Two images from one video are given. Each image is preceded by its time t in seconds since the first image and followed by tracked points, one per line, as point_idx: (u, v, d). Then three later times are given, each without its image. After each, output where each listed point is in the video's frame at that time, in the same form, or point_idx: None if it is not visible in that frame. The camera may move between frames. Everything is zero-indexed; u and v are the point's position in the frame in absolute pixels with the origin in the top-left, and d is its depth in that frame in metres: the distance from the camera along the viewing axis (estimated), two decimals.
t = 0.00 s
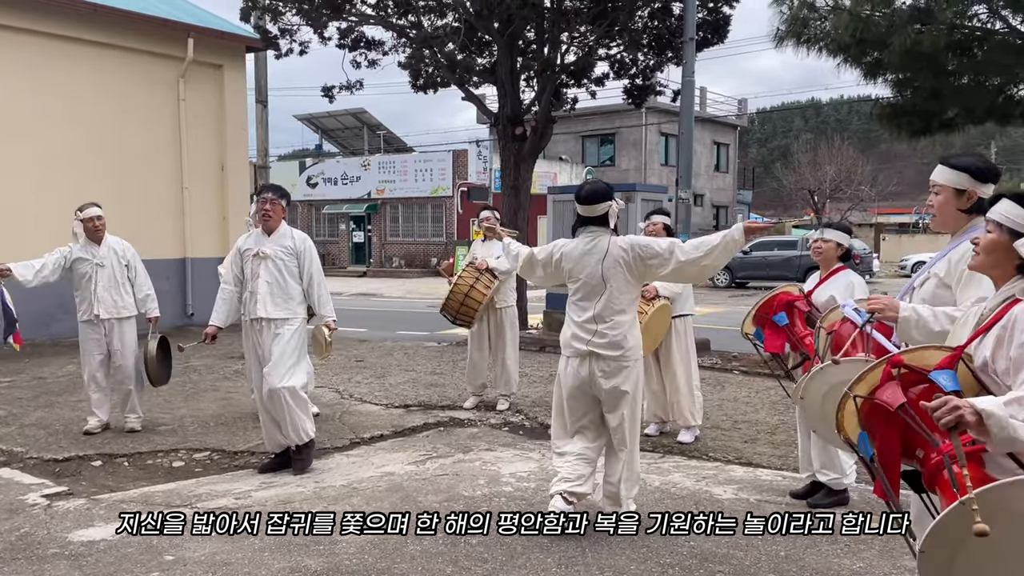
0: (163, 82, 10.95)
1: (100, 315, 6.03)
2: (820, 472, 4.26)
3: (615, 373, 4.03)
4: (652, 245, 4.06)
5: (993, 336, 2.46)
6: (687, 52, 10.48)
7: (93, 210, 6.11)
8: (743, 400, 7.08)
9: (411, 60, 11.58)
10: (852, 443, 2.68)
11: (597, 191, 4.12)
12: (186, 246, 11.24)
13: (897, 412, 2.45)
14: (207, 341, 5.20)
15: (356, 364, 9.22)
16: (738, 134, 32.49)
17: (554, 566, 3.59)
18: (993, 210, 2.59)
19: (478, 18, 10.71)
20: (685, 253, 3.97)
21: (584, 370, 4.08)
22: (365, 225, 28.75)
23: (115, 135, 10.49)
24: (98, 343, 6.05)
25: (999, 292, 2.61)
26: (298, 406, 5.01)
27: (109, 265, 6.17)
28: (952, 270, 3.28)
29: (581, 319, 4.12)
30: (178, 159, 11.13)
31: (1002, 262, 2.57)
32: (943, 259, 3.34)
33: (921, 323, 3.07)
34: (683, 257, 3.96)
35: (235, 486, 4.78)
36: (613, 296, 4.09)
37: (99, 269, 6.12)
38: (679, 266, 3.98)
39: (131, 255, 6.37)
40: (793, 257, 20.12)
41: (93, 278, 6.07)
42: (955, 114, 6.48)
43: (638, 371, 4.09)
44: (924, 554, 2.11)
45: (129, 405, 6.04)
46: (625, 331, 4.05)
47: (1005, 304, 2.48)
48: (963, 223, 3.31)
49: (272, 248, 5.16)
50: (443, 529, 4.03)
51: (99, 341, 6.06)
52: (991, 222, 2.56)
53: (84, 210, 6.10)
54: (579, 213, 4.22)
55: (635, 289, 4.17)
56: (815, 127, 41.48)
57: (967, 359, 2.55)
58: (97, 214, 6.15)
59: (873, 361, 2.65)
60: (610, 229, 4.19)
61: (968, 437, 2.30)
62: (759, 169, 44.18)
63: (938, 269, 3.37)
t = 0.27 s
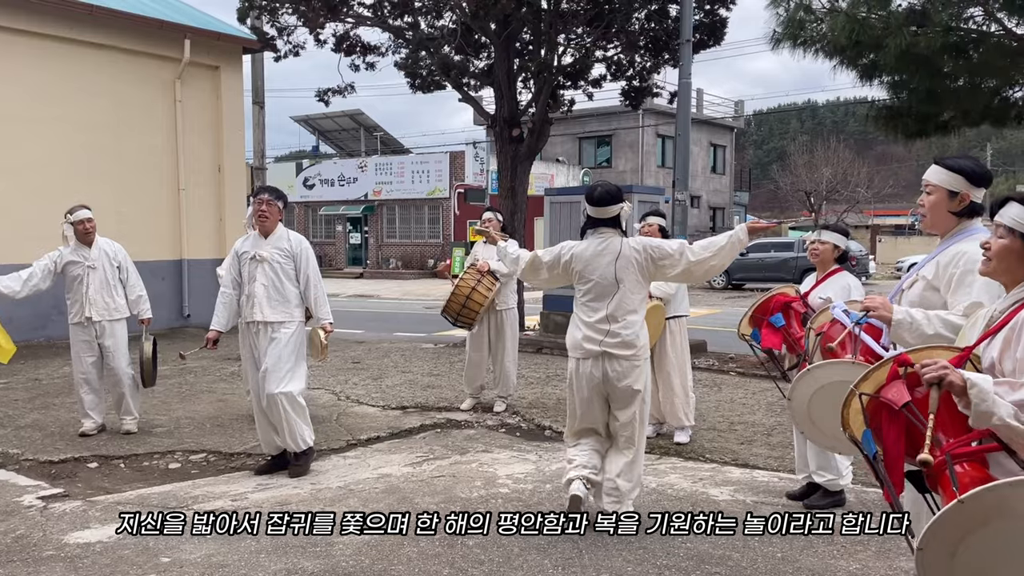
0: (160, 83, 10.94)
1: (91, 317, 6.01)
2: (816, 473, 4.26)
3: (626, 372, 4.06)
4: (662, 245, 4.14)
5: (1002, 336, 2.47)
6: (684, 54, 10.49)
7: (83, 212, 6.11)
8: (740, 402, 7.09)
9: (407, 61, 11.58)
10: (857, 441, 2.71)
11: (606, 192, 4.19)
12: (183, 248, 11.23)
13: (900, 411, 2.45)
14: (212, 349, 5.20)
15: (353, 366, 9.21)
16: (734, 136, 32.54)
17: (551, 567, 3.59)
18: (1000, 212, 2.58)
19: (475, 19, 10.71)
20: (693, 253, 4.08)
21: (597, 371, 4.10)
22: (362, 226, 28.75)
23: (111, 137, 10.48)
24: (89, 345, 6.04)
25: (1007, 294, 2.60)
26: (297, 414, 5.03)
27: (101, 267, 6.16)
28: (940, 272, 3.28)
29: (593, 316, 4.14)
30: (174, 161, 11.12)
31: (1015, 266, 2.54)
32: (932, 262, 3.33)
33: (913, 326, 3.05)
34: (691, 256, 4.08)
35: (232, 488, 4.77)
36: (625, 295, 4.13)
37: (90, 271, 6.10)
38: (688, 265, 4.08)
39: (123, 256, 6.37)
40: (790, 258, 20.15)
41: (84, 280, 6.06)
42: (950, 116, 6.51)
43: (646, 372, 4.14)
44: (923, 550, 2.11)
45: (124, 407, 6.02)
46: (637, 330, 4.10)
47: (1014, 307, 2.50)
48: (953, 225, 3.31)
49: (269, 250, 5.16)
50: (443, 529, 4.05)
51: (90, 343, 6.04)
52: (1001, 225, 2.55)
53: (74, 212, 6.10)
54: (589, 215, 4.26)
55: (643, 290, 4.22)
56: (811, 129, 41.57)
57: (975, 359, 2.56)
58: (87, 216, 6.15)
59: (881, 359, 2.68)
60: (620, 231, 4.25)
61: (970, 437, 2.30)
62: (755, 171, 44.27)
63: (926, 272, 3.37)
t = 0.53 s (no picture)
0: (156, 85, 10.93)
1: (89, 320, 6.00)
2: (813, 474, 4.28)
3: (635, 374, 4.15)
4: (661, 250, 4.25)
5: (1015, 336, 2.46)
6: (682, 56, 10.51)
7: (84, 216, 6.14)
8: (737, 403, 7.10)
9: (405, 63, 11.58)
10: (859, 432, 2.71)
11: (607, 197, 4.22)
12: (179, 249, 11.21)
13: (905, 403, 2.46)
14: (212, 353, 5.21)
15: (350, 367, 9.21)
16: (731, 137, 32.57)
17: (549, 568, 3.60)
18: (1003, 218, 2.58)
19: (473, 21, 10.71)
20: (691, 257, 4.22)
21: (605, 373, 4.15)
22: (360, 228, 28.75)
23: (108, 138, 10.46)
24: (85, 349, 6.01)
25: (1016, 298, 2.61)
26: (298, 422, 5.05)
27: (99, 271, 6.16)
28: (931, 278, 3.28)
29: (603, 320, 4.16)
30: (171, 162, 11.11)
31: None
32: (921, 268, 3.34)
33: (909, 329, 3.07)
34: (691, 260, 4.22)
35: (229, 490, 4.77)
36: (631, 299, 4.20)
37: (89, 275, 6.10)
38: (687, 268, 4.21)
39: (121, 260, 6.39)
40: (787, 260, 20.18)
41: (82, 284, 6.05)
42: (947, 118, 6.52)
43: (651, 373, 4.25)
44: (921, 539, 2.10)
45: (122, 409, 6.01)
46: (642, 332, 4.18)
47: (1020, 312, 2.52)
48: (938, 231, 3.33)
49: (267, 255, 5.16)
50: (443, 529, 4.08)
51: (86, 346, 6.02)
52: (1008, 231, 2.55)
53: (75, 216, 6.12)
54: (590, 221, 4.27)
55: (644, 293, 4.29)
56: (808, 130, 41.62)
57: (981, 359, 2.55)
58: (87, 220, 6.17)
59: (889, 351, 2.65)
60: (621, 236, 4.29)
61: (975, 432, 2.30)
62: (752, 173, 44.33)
63: (915, 278, 3.37)
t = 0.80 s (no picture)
0: (154, 86, 10.92)
1: (95, 319, 6.01)
2: (812, 475, 4.28)
3: (638, 364, 4.22)
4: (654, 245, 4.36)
5: None
6: (680, 57, 10.51)
7: (97, 214, 6.10)
8: (736, 404, 7.10)
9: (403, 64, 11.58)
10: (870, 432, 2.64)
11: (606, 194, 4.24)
12: (177, 251, 11.21)
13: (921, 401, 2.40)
14: (217, 350, 5.23)
15: (348, 368, 9.20)
16: (729, 138, 32.60)
17: (549, 569, 3.60)
18: (998, 224, 2.62)
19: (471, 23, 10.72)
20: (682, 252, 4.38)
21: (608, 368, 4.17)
22: (358, 229, 28.77)
23: (106, 139, 10.46)
24: (90, 349, 6.03)
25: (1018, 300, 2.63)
26: (299, 422, 5.09)
27: (108, 270, 6.16)
28: (929, 282, 3.25)
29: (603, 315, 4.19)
30: (169, 163, 11.10)
31: None
32: (917, 272, 3.32)
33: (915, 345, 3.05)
34: (682, 255, 4.37)
35: (228, 491, 4.76)
36: (631, 293, 4.26)
37: (96, 274, 6.09)
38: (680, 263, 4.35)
39: (128, 260, 6.38)
40: (784, 260, 20.21)
41: (89, 283, 6.04)
42: (944, 119, 6.53)
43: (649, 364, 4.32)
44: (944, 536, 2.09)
45: (123, 410, 6.03)
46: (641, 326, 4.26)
47: None
48: (932, 236, 3.32)
49: (267, 254, 5.14)
50: (443, 529, 4.09)
51: (91, 346, 6.04)
52: (1008, 235, 2.58)
53: (88, 213, 6.08)
54: (589, 218, 4.30)
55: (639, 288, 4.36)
56: (806, 131, 41.67)
57: (992, 358, 2.48)
58: (100, 218, 6.14)
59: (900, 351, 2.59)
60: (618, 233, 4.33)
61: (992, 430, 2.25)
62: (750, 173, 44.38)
63: (912, 282, 3.34)
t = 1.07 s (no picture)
0: (153, 87, 10.92)
1: (110, 319, 6.04)
2: (811, 475, 4.28)
3: (626, 365, 4.33)
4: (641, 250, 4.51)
5: None
6: (678, 58, 10.51)
7: (118, 216, 6.17)
8: (735, 404, 7.11)
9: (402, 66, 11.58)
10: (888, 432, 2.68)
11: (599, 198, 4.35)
12: (177, 251, 11.21)
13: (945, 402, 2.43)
14: (222, 343, 5.22)
15: (347, 369, 9.20)
16: (728, 139, 32.60)
17: (548, 569, 3.60)
18: (1006, 224, 2.74)
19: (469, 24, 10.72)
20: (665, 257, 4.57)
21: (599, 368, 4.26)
22: (357, 230, 28.79)
23: (106, 141, 10.46)
24: (102, 350, 6.04)
25: None
26: (304, 417, 5.09)
27: (123, 271, 6.19)
28: (929, 277, 3.25)
29: (597, 317, 4.28)
30: (168, 164, 11.10)
31: None
32: (918, 266, 3.32)
33: (913, 344, 3.09)
34: (666, 260, 4.56)
35: (227, 492, 4.76)
36: (622, 295, 4.39)
37: (112, 274, 6.12)
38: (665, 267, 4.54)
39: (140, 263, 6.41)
40: (783, 261, 20.22)
41: (106, 283, 6.06)
42: (943, 119, 6.53)
43: (637, 365, 4.44)
44: (979, 537, 2.09)
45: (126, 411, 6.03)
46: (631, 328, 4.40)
47: None
48: (933, 231, 3.32)
49: (272, 250, 5.13)
50: (443, 529, 4.10)
51: (104, 346, 6.05)
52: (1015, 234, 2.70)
53: (109, 214, 6.16)
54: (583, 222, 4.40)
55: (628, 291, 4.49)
56: (804, 132, 41.68)
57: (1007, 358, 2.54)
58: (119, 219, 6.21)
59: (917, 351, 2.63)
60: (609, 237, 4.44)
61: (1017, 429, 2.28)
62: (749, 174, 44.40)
63: (912, 276, 3.34)
